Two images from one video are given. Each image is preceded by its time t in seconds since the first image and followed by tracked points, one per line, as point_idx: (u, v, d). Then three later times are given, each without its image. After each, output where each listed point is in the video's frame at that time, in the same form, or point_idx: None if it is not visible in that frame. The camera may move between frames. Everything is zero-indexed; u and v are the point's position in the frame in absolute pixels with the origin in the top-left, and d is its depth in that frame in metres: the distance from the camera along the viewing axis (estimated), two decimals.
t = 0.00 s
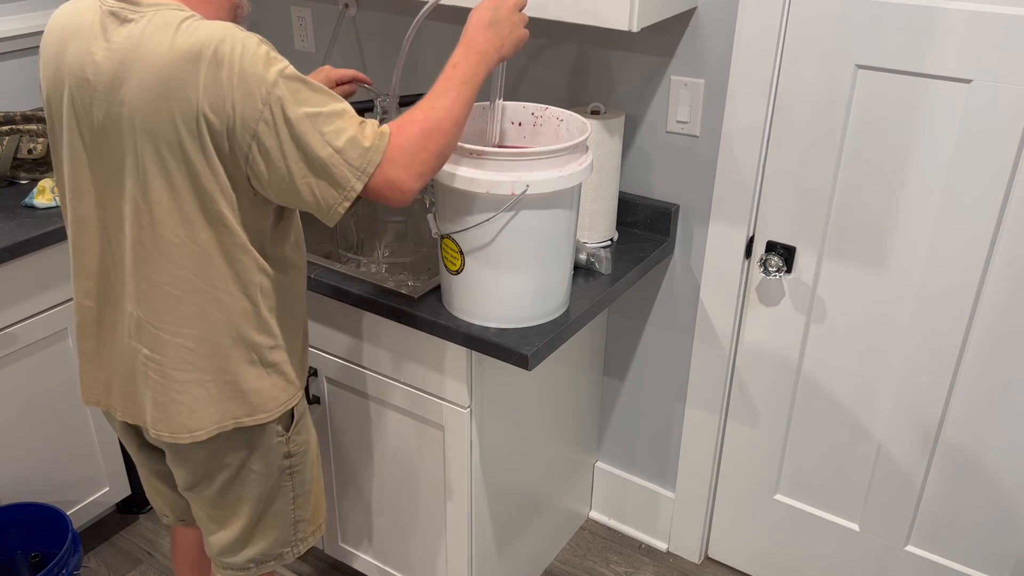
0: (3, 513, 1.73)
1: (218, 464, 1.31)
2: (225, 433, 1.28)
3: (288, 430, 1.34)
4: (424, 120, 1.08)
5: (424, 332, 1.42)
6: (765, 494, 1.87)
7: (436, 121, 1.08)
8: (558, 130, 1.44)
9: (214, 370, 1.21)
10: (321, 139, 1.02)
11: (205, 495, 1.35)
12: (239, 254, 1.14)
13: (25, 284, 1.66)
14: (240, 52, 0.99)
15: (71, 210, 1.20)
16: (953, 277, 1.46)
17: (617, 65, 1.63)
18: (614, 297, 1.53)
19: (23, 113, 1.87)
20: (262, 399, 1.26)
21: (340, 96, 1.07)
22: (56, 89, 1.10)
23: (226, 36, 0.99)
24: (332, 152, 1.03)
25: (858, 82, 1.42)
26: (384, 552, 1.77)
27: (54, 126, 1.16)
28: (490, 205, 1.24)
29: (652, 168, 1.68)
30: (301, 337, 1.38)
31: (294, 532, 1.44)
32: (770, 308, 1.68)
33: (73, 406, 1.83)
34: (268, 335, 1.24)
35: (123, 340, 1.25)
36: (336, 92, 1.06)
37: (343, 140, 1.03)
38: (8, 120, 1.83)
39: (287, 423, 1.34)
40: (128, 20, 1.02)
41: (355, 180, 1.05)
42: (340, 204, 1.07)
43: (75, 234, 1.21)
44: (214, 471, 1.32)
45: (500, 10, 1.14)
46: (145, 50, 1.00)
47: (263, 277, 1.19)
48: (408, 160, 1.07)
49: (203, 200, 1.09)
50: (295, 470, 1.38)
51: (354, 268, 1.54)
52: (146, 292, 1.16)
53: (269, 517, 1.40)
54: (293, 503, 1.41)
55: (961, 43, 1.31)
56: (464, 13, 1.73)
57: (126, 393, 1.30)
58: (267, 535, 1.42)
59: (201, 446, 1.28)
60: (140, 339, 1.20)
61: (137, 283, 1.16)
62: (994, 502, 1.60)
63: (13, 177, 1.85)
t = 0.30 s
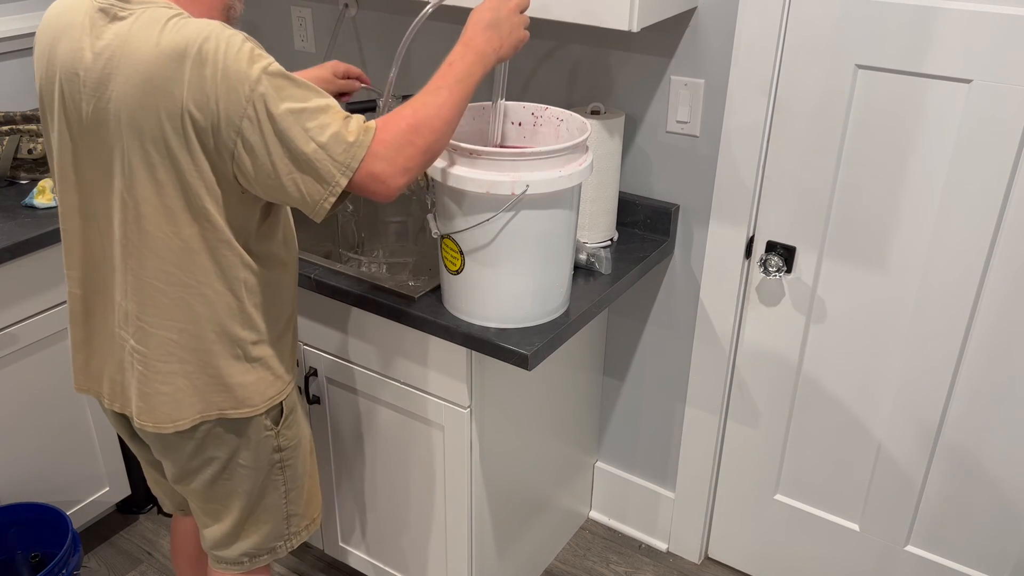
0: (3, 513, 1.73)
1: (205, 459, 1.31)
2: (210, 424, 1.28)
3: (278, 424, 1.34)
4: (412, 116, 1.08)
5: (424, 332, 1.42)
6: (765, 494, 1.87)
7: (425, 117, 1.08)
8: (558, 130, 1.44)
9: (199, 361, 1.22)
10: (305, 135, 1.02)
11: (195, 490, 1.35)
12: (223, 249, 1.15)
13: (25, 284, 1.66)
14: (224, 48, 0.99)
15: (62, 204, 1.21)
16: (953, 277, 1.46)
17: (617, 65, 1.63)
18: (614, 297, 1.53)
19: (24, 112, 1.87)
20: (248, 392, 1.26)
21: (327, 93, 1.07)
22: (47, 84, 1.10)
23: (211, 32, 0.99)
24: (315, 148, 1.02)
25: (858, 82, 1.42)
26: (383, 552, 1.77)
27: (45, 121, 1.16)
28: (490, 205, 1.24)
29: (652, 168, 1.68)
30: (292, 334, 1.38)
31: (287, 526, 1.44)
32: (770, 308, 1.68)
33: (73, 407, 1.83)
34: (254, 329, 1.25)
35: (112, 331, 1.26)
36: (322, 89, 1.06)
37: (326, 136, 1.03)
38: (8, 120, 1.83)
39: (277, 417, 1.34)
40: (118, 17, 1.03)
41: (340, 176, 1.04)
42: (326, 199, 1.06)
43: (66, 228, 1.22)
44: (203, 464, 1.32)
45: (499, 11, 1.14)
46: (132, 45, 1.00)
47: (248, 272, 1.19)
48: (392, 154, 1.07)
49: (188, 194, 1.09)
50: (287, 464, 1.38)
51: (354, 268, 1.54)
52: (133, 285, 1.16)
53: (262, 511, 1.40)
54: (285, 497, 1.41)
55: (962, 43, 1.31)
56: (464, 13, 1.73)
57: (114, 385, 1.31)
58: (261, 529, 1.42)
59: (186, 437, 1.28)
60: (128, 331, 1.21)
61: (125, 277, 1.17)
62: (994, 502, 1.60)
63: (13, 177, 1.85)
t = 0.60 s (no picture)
0: (3, 513, 1.73)
1: (200, 457, 1.31)
2: (204, 423, 1.28)
3: (273, 421, 1.34)
4: (402, 114, 1.07)
5: (424, 332, 1.42)
6: (765, 494, 1.87)
7: (415, 115, 1.07)
8: (558, 130, 1.44)
9: (192, 358, 1.22)
10: (292, 133, 1.02)
11: (192, 487, 1.35)
12: (215, 247, 1.15)
13: (25, 284, 1.66)
14: (211, 47, 0.99)
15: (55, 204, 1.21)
16: (953, 278, 1.46)
17: (617, 64, 1.63)
18: (614, 297, 1.53)
19: (24, 112, 1.87)
20: (241, 390, 1.26)
21: (315, 92, 1.07)
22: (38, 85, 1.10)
23: (199, 31, 0.99)
24: (303, 146, 1.02)
25: (858, 82, 1.42)
26: (382, 551, 1.77)
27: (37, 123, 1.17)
28: (491, 205, 1.24)
29: (652, 168, 1.68)
30: (286, 332, 1.38)
31: (285, 523, 1.45)
32: (770, 308, 1.68)
33: (73, 406, 1.83)
34: (247, 326, 1.25)
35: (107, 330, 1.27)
36: (310, 87, 1.06)
37: (314, 134, 1.02)
38: (8, 119, 1.84)
39: (272, 414, 1.34)
40: (107, 17, 1.03)
41: (328, 173, 1.04)
42: (315, 197, 1.06)
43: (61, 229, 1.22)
44: (198, 462, 1.32)
45: (494, 10, 1.14)
46: (121, 45, 1.00)
47: (240, 269, 1.19)
48: (381, 153, 1.06)
49: (179, 192, 1.09)
50: (283, 461, 1.38)
51: (354, 268, 1.54)
52: (126, 285, 1.16)
53: (259, 508, 1.40)
54: (282, 494, 1.41)
55: (961, 43, 1.31)
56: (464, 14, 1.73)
57: (108, 385, 1.31)
58: (259, 526, 1.42)
59: (180, 434, 1.28)
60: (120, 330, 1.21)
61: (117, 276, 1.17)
62: (994, 502, 1.60)
63: (13, 177, 1.85)
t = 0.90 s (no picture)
0: (3, 513, 1.73)
1: (191, 453, 1.31)
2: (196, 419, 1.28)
3: (267, 419, 1.34)
4: (392, 110, 1.07)
5: (423, 332, 1.42)
6: (765, 494, 1.87)
7: (404, 111, 1.07)
8: (558, 130, 1.44)
9: (184, 354, 1.22)
10: (280, 128, 1.01)
11: (185, 484, 1.35)
12: (205, 244, 1.15)
13: (25, 283, 1.66)
14: (200, 43, 0.99)
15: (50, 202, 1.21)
16: (953, 277, 1.46)
17: (617, 64, 1.63)
18: (614, 297, 1.53)
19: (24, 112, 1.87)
20: (232, 387, 1.26)
21: (305, 88, 1.06)
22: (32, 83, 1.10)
23: (187, 28, 0.99)
24: (290, 141, 1.02)
25: (858, 82, 1.42)
26: (382, 551, 1.77)
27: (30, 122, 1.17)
28: (491, 205, 1.24)
29: (652, 168, 1.68)
30: (280, 330, 1.38)
31: (282, 522, 1.44)
32: (770, 308, 1.68)
33: (73, 407, 1.83)
34: (239, 323, 1.25)
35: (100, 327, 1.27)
36: (300, 83, 1.05)
37: (302, 129, 1.02)
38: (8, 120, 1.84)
39: (265, 411, 1.34)
40: (98, 15, 1.03)
41: (315, 169, 1.04)
42: (303, 192, 1.05)
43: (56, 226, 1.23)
44: (190, 459, 1.32)
45: (489, 8, 1.14)
46: (112, 41, 1.01)
47: (230, 266, 1.19)
48: (369, 148, 1.06)
49: (168, 189, 1.09)
50: (278, 459, 1.37)
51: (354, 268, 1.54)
52: (117, 282, 1.16)
53: (255, 506, 1.40)
54: (278, 492, 1.41)
55: (962, 44, 1.31)
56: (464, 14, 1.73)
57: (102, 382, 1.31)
58: (255, 524, 1.42)
59: (172, 429, 1.28)
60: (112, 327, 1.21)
61: (108, 273, 1.17)
62: (994, 502, 1.59)
63: (13, 177, 1.85)
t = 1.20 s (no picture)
0: (3, 513, 1.73)
1: (197, 450, 1.31)
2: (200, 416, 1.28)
3: (272, 413, 1.34)
4: (388, 116, 1.07)
5: (423, 332, 1.42)
6: (765, 494, 1.87)
7: (401, 117, 1.07)
8: (558, 130, 1.44)
9: (184, 355, 1.22)
10: (274, 135, 1.01)
11: (193, 481, 1.35)
12: (201, 246, 1.15)
13: (25, 283, 1.66)
14: (192, 51, 0.98)
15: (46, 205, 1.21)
16: (953, 277, 1.46)
17: (617, 64, 1.63)
18: (614, 297, 1.53)
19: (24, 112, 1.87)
20: (235, 384, 1.26)
21: (299, 93, 1.06)
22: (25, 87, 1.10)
23: (179, 34, 0.99)
24: (285, 148, 1.02)
25: (858, 82, 1.42)
26: (382, 551, 1.77)
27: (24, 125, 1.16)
28: (490, 205, 1.24)
29: (653, 168, 1.68)
30: (279, 328, 1.38)
31: (292, 513, 1.45)
32: (770, 308, 1.68)
33: (73, 406, 1.83)
34: (238, 321, 1.25)
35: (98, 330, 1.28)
36: (294, 88, 1.05)
37: (296, 136, 1.02)
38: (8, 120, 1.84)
39: (270, 406, 1.34)
40: (90, 20, 1.03)
41: (310, 176, 1.04)
42: (298, 199, 1.05)
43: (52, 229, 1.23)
44: (196, 456, 1.31)
45: (487, 12, 1.14)
46: (104, 48, 1.01)
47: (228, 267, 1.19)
48: (364, 155, 1.06)
49: (162, 194, 1.09)
50: (286, 451, 1.38)
51: (355, 268, 1.54)
52: (115, 285, 1.16)
53: (265, 500, 1.40)
54: (287, 485, 1.41)
55: (962, 43, 1.31)
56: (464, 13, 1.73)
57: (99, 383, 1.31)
58: (266, 518, 1.42)
59: (173, 429, 1.28)
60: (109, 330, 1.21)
61: (105, 277, 1.17)
62: (994, 501, 1.59)
63: (13, 177, 1.85)
